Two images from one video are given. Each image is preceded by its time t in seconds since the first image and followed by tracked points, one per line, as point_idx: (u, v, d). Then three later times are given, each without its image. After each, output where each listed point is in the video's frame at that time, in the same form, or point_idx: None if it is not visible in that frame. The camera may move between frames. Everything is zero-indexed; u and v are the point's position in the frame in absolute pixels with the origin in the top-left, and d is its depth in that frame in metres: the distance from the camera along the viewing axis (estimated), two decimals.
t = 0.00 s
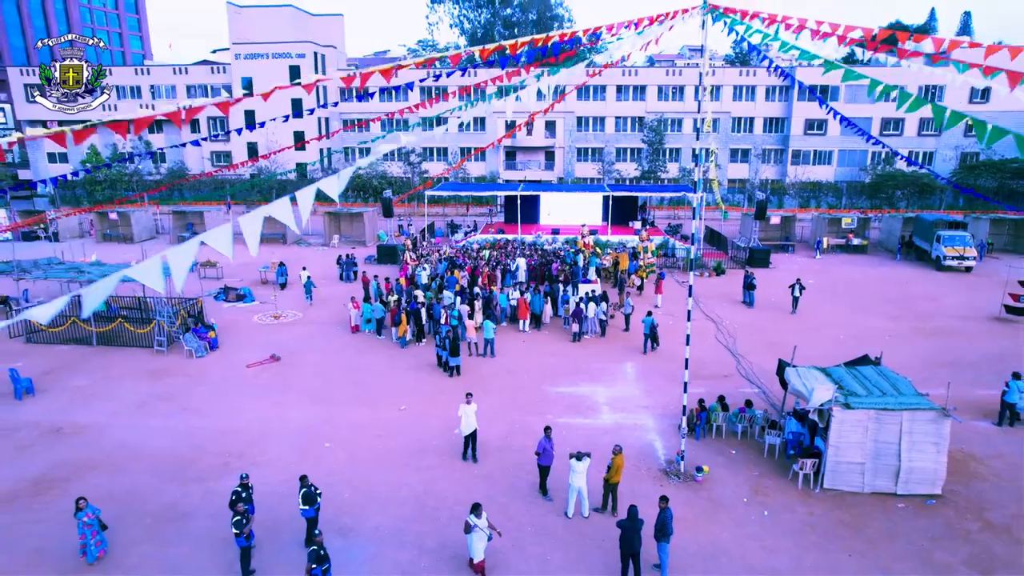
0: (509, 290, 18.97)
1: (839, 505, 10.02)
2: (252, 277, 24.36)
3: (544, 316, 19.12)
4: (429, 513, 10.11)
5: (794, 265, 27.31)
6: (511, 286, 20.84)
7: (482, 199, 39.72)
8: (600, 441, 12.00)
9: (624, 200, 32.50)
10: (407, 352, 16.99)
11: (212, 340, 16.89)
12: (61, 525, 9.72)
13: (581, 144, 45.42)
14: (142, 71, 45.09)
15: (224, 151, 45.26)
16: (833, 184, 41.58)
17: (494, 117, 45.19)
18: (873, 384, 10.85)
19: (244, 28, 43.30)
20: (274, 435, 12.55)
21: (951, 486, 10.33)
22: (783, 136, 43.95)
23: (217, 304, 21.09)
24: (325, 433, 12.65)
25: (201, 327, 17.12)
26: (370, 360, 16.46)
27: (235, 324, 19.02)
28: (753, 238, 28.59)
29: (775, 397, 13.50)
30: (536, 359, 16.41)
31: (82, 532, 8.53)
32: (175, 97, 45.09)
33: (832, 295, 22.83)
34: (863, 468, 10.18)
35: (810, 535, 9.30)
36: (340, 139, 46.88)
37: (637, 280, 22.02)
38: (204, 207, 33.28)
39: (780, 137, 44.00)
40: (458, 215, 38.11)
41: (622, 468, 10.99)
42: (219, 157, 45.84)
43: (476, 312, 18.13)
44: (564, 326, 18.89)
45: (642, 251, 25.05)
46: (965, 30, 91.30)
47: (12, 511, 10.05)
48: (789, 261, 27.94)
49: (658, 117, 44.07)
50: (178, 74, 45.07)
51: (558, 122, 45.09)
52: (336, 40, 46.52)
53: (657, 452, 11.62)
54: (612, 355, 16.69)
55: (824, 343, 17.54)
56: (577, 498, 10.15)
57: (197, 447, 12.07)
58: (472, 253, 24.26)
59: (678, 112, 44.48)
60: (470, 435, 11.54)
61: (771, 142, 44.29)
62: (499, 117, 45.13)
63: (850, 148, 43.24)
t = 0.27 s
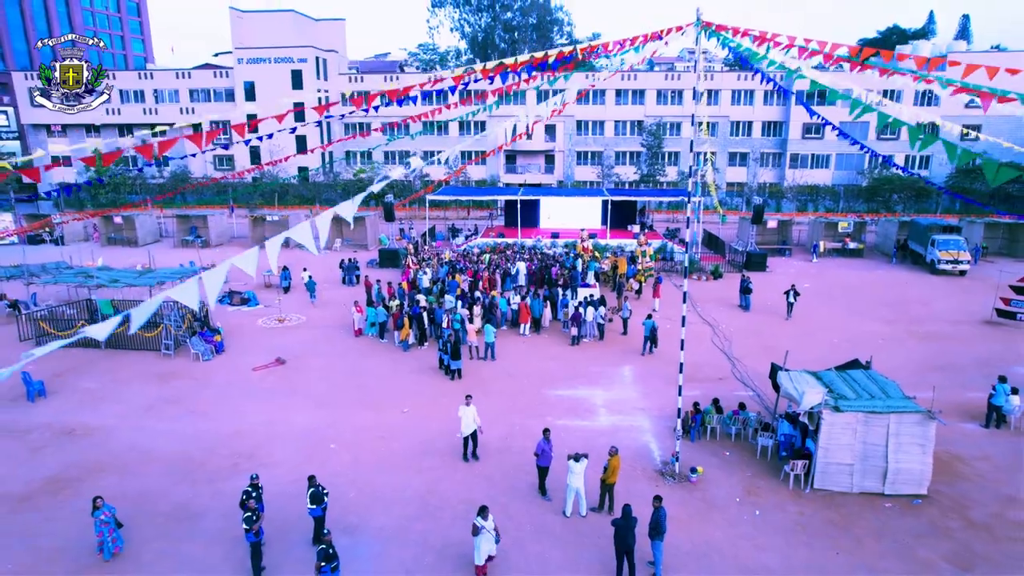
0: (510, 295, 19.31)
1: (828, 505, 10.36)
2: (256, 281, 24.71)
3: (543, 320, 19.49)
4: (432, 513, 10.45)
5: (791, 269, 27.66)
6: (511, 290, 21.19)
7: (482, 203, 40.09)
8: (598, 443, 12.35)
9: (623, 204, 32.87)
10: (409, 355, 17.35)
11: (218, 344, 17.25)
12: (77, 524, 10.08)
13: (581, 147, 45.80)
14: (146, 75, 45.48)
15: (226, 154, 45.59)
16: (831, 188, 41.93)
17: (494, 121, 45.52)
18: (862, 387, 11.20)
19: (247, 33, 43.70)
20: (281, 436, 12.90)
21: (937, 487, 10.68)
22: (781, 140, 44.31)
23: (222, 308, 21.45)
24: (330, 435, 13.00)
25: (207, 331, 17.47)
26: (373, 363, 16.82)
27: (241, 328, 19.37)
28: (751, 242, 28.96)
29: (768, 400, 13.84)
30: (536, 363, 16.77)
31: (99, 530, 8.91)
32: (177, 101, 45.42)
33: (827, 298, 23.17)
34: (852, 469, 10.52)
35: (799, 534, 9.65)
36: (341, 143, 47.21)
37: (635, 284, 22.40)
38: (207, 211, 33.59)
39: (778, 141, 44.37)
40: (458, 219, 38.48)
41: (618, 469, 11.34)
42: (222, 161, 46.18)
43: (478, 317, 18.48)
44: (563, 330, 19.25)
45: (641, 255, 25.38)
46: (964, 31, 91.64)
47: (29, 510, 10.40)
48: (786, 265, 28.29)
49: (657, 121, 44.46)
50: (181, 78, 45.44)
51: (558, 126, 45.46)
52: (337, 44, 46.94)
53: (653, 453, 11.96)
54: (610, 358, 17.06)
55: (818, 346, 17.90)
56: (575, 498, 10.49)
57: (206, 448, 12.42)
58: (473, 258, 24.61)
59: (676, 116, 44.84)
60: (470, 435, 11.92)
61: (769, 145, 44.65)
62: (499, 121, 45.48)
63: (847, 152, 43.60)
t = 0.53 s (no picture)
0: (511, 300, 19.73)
1: (817, 505, 10.75)
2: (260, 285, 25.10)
3: (543, 324, 19.91)
4: (435, 512, 10.85)
5: (787, 273, 28.06)
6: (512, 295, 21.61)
7: (483, 208, 40.50)
8: (595, 445, 12.75)
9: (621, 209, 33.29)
10: (412, 359, 17.75)
11: (225, 347, 17.64)
12: (93, 523, 10.47)
13: (580, 152, 46.19)
14: (150, 80, 45.94)
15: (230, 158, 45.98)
16: (827, 192, 42.33)
17: (494, 126, 45.91)
18: (850, 391, 11.59)
19: (250, 38, 44.16)
20: (288, 439, 13.28)
21: (923, 487, 11.07)
22: (779, 144, 44.72)
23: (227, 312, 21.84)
24: (336, 438, 13.40)
25: (214, 335, 17.86)
26: (377, 367, 17.22)
27: (247, 332, 19.78)
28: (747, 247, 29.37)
29: (761, 403, 14.24)
30: (535, 367, 17.16)
31: (117, 528, 9.33)
32: (180, 106, 45.82)
33: (822, 303, 23.57)
34: (840, 470, 10.92)
35: (788, 532, 10.04)
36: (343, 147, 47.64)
37: (633, 289, 22.78)
38: (211, 215, 33.95)
39: (776, 145, 44.77)
40: (459, 223, 38.90)
41: (615, 470, 11.74)
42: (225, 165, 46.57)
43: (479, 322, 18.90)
44: (562, 333, 19.67)
45: (640, 260, 25.75)
46: (961, 34, 92.23)
47: (48, 510, 10.80)
48: (782, 269, 28.69)
49: (656, 126, 44.88)
50: (185, 83, 45.89)
51: (558, 131, 45.87)
52: (340, 50, 47.37)
53: (648, 455, 12.35)
54: (609, 362, 17.44)
55: (812, 350, 18.28)
56: (573, 498, 10.88)
57: (216, 450, 12.82)
58: (473, 262, 25.01)
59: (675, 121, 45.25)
60: (471, 435, 12.33)
61: (767, 150, 45.05)
62: (499, 125, 45.88)
63: (844, 156, 44.01)
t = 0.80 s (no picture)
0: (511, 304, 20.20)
1: (805, 505, 11.18)
2: (265, 289, 25.56)
3: (542, 328, 20.38)
4: (438, 511, 11.28)
5: (783, 278, 28.50)
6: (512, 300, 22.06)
7: (484, 212, 40.96)
8: (592, 447, 13.18)
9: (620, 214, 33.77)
10: (414, 363, 18.18)
11: (233, 351, 18.08)
12: (109, 521, 10.90)
13: (580, 157, 46.64)
14: (154, 86, 46.53)
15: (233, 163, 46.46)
16: (824, 196, 42.79)
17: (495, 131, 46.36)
18: (838, 395, 12.02)
19: (253, 45, 44.69)
20: (295, 441, 13.73)
21: (907, 487, 11.51)
22: (776, 149, 45.19)
23: (233, 316, 22.27)
24: (342, 440, 13.83)
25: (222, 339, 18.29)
26: (380, 371, 17.65)
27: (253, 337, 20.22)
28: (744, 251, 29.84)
29: (754, 406, 14.66)
30: (535, 371, 17.59)
31: (136, 526, 9.78)
32: (185, 111, 46.33)
33: (817, 307, 24.01)
34: (827, 471, 11.35)
35: (777, 530, 10.47)
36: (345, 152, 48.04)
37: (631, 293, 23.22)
38: (215, 220, 34.39)
39: (773, 150, 45.25)
40: (460, 227, 39.39)
41: (612, 470, 12.17)
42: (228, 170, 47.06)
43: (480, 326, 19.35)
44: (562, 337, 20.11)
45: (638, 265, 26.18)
46: (958, 40, 92.93)
47: (66, 509, 11.25)
48: (778, 274, 29.14)
49: (654, 131, 45.39)
50: (189, 89, 46.44)
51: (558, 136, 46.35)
52: (342, 56, 47.89)
53: (644, 457, 12.77)
54: (606, 366, 17.88)
55: (805, 355, 18.72)
56: (571, 498, 11.32)
57: (225, 451, 13.25)
58: (474, 267, 25.45)
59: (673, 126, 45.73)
60: (472, 436, 12.79)
61: (765, 155, 45.51)
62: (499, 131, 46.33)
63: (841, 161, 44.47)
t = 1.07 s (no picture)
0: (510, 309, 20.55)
1: (796, 505, 11.53)
2: (269, 293, 25.90)
3: (542, 332, 20.75)
4: (439, 511, 11.63)
5: (779, 281, 28.86)
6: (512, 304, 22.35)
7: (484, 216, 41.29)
8: (590, 449, 13.53)
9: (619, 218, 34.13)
10: (416, 367, 18.54)
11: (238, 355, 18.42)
12: (121, 521, 11.25)
13: (580, 160, 46.95)
14: (157, 90, 46.86)
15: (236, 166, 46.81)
16: (822, 200, 43.10)
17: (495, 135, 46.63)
18: (829, 398, 12.36)
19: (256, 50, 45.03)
20: (300, 442, 14.07)
21: (896, 488, 11.85)
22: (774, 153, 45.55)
23: (238, 320, 22.61)
24: (346, 442, 14.18)
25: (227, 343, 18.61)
26: (382, 374, 18.01)
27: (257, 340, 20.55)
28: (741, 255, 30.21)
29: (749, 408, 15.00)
30: (534, 374, 17.94)
31: (151, 525, 10.14)
32: (188, 115, 46.72)
33: (813, 311, 24.34)
34: (818, 472, 11.70)
35: (768, 530, 10.82)
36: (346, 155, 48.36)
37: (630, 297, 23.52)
38: (219, 224, 34.71)
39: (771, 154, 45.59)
40: (461, 230, 39.73)
41: (609, 472, 12.51)
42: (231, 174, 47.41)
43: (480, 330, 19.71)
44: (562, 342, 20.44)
45: (637, 268, 26.45)
46: (957, 43, 93.48)
47: (80, 508, 11.61)
48: (775, 278, 29.49)
49: (653, 135, 45.78)
50: (192, 93, 46.84)
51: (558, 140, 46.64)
52: (343, 61, 48.24)
53: (640, 458, 13.13)
54: (605, 369, 18.23)
55: (800, 358, 19.04)
56: (569, 498, 11.67)
57: (232, 453, 13.60)
58: (475, 271, 25.80)
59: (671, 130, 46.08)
60: (473, 436, 13.17)
61: (763, 158, 45.83)
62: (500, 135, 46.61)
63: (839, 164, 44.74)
